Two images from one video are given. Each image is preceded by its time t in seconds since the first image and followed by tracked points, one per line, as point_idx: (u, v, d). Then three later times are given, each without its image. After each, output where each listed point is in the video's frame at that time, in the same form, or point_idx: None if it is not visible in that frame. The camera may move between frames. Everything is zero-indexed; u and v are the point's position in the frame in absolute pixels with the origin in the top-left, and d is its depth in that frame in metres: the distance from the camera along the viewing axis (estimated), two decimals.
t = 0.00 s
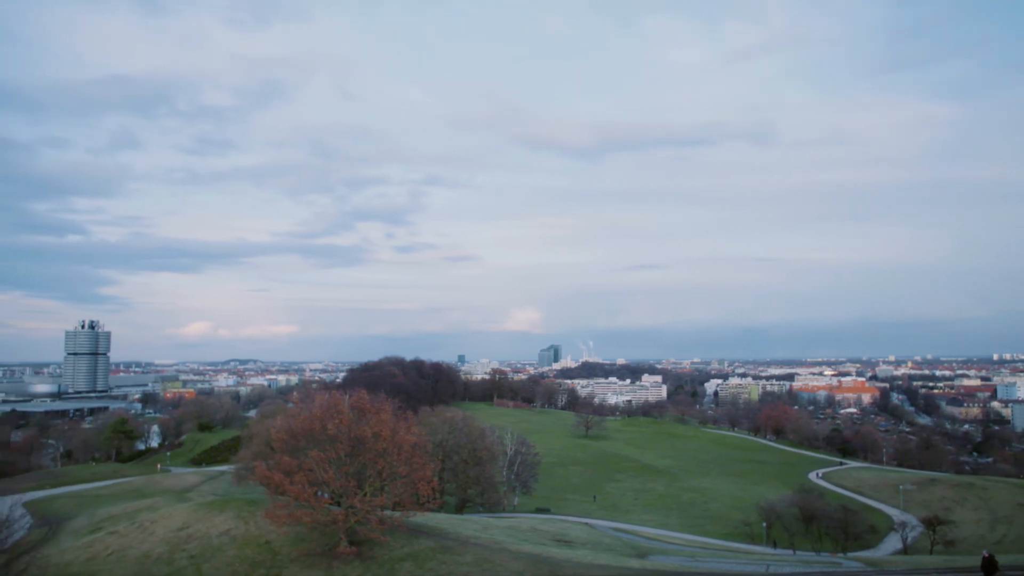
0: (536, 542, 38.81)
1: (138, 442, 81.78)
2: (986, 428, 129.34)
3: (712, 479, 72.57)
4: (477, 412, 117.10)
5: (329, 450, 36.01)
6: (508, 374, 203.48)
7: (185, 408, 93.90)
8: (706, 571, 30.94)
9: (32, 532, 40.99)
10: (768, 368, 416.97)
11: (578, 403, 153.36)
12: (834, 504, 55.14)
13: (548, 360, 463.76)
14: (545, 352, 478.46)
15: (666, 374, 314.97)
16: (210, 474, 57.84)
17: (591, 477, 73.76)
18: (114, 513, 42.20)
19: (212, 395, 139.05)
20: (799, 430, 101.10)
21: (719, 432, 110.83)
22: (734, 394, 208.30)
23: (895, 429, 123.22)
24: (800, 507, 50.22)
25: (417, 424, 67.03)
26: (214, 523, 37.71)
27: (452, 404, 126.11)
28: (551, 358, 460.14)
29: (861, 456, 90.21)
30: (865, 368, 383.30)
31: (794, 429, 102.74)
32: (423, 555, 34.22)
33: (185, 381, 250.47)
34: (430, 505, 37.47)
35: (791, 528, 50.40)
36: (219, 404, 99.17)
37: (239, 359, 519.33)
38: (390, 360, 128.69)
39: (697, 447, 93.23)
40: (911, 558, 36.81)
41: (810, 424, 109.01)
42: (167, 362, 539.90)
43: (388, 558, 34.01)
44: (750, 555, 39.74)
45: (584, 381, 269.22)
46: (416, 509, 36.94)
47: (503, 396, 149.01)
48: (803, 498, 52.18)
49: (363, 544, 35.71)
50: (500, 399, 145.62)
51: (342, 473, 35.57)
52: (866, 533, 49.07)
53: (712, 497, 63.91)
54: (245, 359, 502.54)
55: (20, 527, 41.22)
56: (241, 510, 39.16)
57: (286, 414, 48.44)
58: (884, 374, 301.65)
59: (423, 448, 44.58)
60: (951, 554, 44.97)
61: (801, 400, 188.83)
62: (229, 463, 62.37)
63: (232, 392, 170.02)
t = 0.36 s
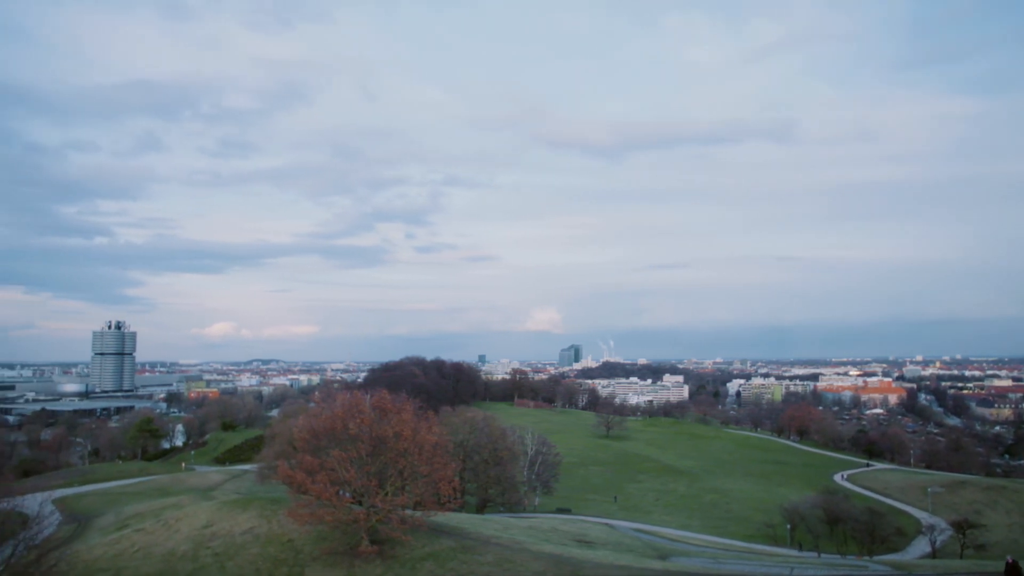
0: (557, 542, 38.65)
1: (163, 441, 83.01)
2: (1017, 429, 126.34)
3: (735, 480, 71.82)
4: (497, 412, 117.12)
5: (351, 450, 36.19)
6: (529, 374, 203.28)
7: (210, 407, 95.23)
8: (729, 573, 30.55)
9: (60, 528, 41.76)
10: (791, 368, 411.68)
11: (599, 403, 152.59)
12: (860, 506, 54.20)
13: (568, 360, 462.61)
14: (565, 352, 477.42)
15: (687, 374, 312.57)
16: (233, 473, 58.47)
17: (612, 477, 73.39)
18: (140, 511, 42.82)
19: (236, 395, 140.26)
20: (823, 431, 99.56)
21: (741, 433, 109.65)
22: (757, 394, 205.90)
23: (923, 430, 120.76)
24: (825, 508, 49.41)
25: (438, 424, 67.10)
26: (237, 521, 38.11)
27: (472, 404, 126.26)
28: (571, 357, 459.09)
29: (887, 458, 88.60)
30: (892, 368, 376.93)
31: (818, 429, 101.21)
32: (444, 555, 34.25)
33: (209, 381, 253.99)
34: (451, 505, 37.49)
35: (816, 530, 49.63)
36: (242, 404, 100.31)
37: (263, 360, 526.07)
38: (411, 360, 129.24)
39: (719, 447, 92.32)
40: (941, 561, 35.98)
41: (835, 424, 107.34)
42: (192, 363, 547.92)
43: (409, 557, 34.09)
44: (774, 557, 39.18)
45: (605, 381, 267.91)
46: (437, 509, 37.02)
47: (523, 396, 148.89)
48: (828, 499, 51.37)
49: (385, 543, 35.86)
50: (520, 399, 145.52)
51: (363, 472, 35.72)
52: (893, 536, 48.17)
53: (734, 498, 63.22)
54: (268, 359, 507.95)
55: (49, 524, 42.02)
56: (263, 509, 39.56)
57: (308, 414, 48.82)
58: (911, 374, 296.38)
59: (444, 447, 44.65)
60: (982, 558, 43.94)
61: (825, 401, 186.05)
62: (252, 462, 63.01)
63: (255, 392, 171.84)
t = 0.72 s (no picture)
0: (578, 543, 38.43)
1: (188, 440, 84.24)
2: None
3: (759, 481, 70.95)
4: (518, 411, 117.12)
5: (372, 450, 36.31)
6: (549, 374, 202.82)
7: (233, 407, 96.39)
8: None
9: (89, 525, 42.57)
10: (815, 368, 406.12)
11: (621, 403, 151.71)
12: (887, 508, 53.18)
13: (589, 360, 461.06)
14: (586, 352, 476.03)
15: (710, 374, 309.97)
16: (256, 472, 59.04)
17: (633, 478, 72.90)
18: (165, 509, 43.45)
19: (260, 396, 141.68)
20: (849, 432, 97.95)
21: (764, 434, 108.31)
22: (781, 394, 203.51)
23: (953, 431, 118.27)
24: (851, 511, 48.55)
25: (458, 424, 67.09)
26: (260, 520, 38.48)
27: (493, 404, 126.32)
28: (592, 357, 457.90)
29: (915, 460, 86.94)
30: (919, 368, 370.32)
31: (843, 430, 99.61)
32: (465, 554, 34.23)
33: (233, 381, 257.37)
34: (471, 505, 37.52)
35: (842, 532, 48.79)
36: (264, 403, 101.37)
37: (286, 360, 532.05)
38: (431, 360, 129.66)
39: (742, 448, 91.26)
40: (972, 566, 35.14)
41: (861, 425, 105.55)
42: (216, 363, 555.91)
43: (430, 557, 34.10)
44: (799, 560, 38.59)
45: (626, 381, 266.58)
46: (458, 509, 37.02)
47: (544, 396, 148.70)
48: (854, 501, 50.49)
49: (406, 543, 35.93)
50: (541, 399, 145.33)
51: (385, 472, 35.83)
52: (922, 539, 47.18)
53: (758, 500, 62.42)
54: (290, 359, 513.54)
55: (78, 521, 42.83)
56: (286, 507, 39.93)
57: (330, 414, 49.14)
58: (940, 374, 290.87)
59: (465, 447, 44.63)
60: (1015, 563, 42.86)
61: (851, 401, 183.33)
62: (275, 461, 63.62)
63: (277, 392, 173.65)
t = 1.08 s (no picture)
0: (601, 543, 38.16)
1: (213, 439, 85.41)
2: None
3: (784, 483, 69.96)
4: (539, 411, 116.93)
5: (395, 449, 36.40)
6: (570, 373, 202.20)
7: (257, 406, 97.46)
8: None
9: (117, 522, 43.29)
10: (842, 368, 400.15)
11: (643, 403, 150.75)
12: (917, 511, 52.07)
13: (611, 360, 459.10)
14: (608, 352, 474.32)
15: (733, 374, 306.77)
16: (280, 471, 59.54)
17: (656, 478, 72.33)
18: (191, 507, 44.05)
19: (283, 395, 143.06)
20: (877, 433, 96.15)
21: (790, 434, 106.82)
22: (807, 395, 200.73)
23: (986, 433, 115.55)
24: (879, 513, 47.60)
25: (480, 424, 67.05)
26: (284, 518, 38.81)
27: (515, 404, 126.22)
28: (614, 357, 455.81)
29: (946, 462, 85.12)
30: (949, 368, 362.87)
31: (871, 431, 97.80)
32: (487, 554, 34.18)
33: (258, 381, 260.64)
34: (493, 505, 37.48)
35: (870, 535, 47.88)
36: (287, 403, 102.42)
37: (309, 360, 537.68)
38: (453, 360, 129.94)
39: (767, 449, 90.05)
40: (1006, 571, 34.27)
41: (889, 426, 103.63)
42: (240, 363, 563.54)
43: (452, 557, 34.09)
44: (827, 563, 37.93)
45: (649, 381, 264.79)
46: (479, 508, 36.99)
47: (566, 396, 148.29)
48: (882, 504, 49.52)
49: (428, 542, 35.97)
50: (563, 399, 144.92)
51: (406, 472, 35.87)
52: (953, 543, 46.10)
53: (783, 501, 61.53)
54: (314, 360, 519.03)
55: (106, 518, 43.57)
56: (309, 506, 40.22)
57: (352, 414, 49.41)
58: (971, 374, 284.74)
59: (486, 447, 44.59)
60: None
61: (879, 402, 180.26)
62: (298, 460, 64.13)
63: (301, 391, 175.17)
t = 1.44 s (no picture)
0: (624, 544, 37.90)
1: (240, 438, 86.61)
2: None
3: (811, 484, 68.83)
4: (563, 411, 116.55)
5: (418, 449, 36.43)
6: (594, 373, 201.26)
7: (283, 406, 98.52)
8: None
9: (147, 519, 44.06)
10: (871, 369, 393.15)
11: (667, 403, 149.49)
12: (950, 514, 50.82)
13: (635, 360, 456.41)
14: (631, 351, 471.82)
15: (759, 374, 303.20)
16: (305, 470, 60.13)
17: (681, 479, 71.67)
18: (218, 505, 44.65)
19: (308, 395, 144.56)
20: (908, 435, 94.19)
21: (817, 436, 105.18)
22: (834, 395, 197.57)
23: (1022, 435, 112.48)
24: (911, 516, 46.53)
25: (503, 424, 66.95)
26: (309, 517, 39.17)
27: (538, 404, 126.08)
28: (638, 357, 453.39)
29: (980, 464, 83.08)
30: (982, 368, 354.66)
31: (901, 433, 95.86)
32: (510, 554, 34.09)
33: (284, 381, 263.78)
34: (517, 505, 37.38)
35: (901, 539, 46.84)
36: (312, 402, 103.39)
37: (335, 360, 543.80)
38: (476, 360, 130.17)
39: (794, 450, 88.76)
40: None
41: (920, 427, 101.54)
42: (267, 363, 570.70)
43: (475, 557, 34.08)
44: (856, 567, 37.18)
45: (673, 381, 262.66)
46: (503, 508, 36.90)
47: (589, 396, 147.84)
48: (914, 507, 48.42)
49: (452, 542, 36.01)
50: (586, 399, 144.49)
51: (430, 471, 35.89)
52: (987, 548, 44.94)
53: (811, 503, 60.56)
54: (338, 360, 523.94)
55: (136, 515, 44.33)
56: (333, 505, 40.57)
57: (376, 413, 49.64)
58: (1006, 375, 278.01)
59: (510, 447, 44.48)
60: None
61: (910, 403, 176.89)
62: (323, 459, 64.68)
63: (326, 391, 176.82)
